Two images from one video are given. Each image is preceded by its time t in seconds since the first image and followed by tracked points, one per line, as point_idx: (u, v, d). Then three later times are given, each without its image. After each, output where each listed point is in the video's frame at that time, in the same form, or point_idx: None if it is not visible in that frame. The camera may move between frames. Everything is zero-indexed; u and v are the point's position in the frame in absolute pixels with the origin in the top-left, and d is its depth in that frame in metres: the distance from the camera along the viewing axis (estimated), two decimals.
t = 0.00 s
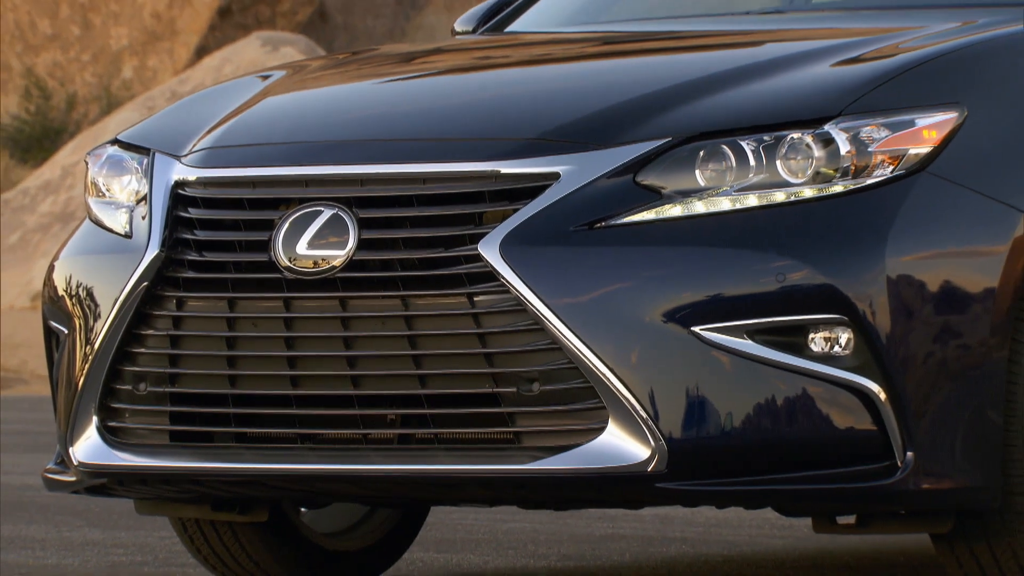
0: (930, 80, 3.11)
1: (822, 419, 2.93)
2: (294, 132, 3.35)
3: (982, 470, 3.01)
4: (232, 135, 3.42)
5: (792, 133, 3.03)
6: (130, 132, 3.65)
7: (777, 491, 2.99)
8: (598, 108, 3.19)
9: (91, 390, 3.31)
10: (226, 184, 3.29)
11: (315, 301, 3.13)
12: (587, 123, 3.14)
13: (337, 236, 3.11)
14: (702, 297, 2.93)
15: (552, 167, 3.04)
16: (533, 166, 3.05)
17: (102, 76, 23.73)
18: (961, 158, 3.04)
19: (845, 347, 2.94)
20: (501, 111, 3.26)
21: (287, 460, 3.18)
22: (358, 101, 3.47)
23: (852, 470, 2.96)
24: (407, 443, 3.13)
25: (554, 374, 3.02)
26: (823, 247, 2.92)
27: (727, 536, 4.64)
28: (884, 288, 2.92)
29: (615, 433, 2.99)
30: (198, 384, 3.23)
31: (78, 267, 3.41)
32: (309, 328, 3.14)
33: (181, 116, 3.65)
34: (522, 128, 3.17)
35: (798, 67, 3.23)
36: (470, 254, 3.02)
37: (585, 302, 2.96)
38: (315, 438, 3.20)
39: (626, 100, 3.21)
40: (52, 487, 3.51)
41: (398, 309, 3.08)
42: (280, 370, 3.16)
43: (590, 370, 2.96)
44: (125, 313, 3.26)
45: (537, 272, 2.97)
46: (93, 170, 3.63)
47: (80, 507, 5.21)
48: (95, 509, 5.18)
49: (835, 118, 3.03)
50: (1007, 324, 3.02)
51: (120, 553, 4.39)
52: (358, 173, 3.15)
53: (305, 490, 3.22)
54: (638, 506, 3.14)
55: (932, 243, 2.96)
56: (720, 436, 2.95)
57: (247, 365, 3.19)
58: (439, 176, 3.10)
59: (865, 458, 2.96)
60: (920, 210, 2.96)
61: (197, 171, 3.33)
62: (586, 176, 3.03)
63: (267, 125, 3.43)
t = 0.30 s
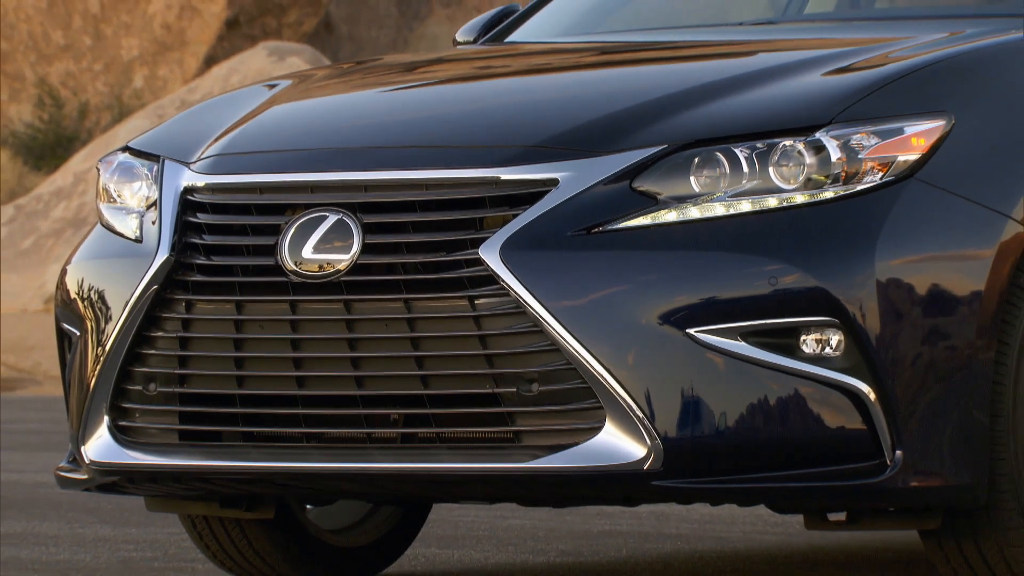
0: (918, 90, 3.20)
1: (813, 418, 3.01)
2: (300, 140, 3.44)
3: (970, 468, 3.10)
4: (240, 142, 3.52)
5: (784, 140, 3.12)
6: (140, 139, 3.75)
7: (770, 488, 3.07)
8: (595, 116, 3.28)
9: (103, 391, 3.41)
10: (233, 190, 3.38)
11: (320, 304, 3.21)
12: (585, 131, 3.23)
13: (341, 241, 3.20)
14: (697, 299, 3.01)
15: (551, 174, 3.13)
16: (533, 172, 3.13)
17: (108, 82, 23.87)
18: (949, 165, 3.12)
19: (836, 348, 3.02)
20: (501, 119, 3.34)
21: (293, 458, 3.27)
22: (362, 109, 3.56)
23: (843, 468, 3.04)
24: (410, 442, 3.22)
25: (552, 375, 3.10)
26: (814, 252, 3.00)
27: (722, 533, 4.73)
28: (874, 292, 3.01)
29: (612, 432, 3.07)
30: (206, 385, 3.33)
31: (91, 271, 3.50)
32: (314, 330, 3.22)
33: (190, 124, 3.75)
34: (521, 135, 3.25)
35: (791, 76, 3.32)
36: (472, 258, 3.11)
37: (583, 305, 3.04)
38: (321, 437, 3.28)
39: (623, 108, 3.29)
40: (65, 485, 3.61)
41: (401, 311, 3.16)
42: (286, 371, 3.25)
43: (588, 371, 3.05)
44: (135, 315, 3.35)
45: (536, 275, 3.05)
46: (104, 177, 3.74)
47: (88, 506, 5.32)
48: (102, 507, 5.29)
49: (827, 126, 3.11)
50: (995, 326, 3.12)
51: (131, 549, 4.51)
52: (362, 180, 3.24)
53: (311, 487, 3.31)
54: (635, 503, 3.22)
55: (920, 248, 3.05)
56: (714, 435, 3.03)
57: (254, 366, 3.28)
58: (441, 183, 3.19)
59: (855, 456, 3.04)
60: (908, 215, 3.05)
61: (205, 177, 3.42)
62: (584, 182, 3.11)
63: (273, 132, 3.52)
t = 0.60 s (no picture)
0: (907, 97, 3.29)
1: (805, 416, 3.10)
2: (305, 145, 3.53)
3: (957, 464, 3.19)
4: (248, 147, 3.62)
5: (777, 146, 3.20)
6: (151, 144, 3.85)
7: (764, 484, 3.15)
8: (594, 122, 3.37)
9: (114, 389, 3.51)
10: (240, 194, 3.47)
11: (325, 304, 3.31)
12: (583, 136, 3.31)
13: (346, 243, 3.28)
14: (692, 300, 3.09)
15: (551, 178, 3.21)
16: (533, 177, 3.22)
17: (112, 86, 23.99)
18: (937, 170, 3.21)
19: (827, 348, 3.11)
20: (502, 124, 3.43)
21: (299, 454, 3.37)
22: (366, 115, 3.64)
23: (834, 464, 3.13)
24: (413, 439, 3.31)
25: (551, 374, 3.18)
26: (806, 253, 3.08)
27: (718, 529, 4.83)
28: (864, 293, 3.09)
29: (610, 430, 3.16)
30: (215, 383, 3.42)
31: (102, 272, 3.60)
32: (320, 330, 3.31)
33: (199, 129, 3.84)
34: (521, 140, 3.34)
35: (783, 83, 3.41)
36: (473, 259, 3.19)
37: (581, 305, 3.12)
38: (326, 434, 3.37)
39: (620, 114, 3.38)
40: (78, 481, 3.72)
41: (404, 312, 3.25)
42: (292, 369, 3.35)
43: (585, 369, 3.13)
44: (146, 316, 3.45)
45: (535, 276, 3.14)
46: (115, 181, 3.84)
47: (99, 501, 5.42)
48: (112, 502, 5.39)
49: (818, 131, 3.20)
50: (980, 325, 3.22)
51: (141, 543, 4.62)
52: (366, 183, 3.33)
53: (316, 482, 3.41)
54: (632, 498, 3.31)
55: (909, 250, 3.13)
56: (709, 432, 3.12)
57: (261, 365, 3.37)
58: (444, 186, 3.27)
59: (846, 453, 3.13)
60: (897, 219, 3.14)
61: (214, 181, 3.52)
62: (582, 186, 3.19)
63: (280, 138, 3.61)
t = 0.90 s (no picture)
0: (906, 98, 3.31)
1: (804, 415, 3.11)
2: (307, 145, 3.55)
3: (955, 463, 3.20)
4: (249, 147, 3.63)
5: (776, 146, 3.21)
6: (152, 145, 3.87)
7: (763, 484, 3.17)
8: (593, 123, 3.38)
9: (116, 389, 3.53)
10: (242, 195, 3.49)
11: (326, 305, 3.32)
12: (583, 137, 3.33)
13: (347, 243, 3.30)
14: (691, 300, 3.11)
15: (551, 178, 3.22)
16: (532, 177, 3.23)
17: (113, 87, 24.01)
18: (935, 171, 3.23)
19: (826, 348, 3.12)
20: (502, 125, 3.44)
21: (300, 454, 3.39)
22: (367, 116, 3.66)
23: (833, 463, 3.14)
24: (413, 438, 3.32)
25: (551, 374, 3.20)
26: (805, 254, 3.10)
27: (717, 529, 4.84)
28: (863, 293, 3.11)
29: (610, 429, 3.17)
30: (216, 383, 3.44)
31: (104, 272, 3.62)
32: (321, 330, 3.33)
33: (200, 130, 3.86)
34: (521, 141, 3.36)
35: (783, 84, 3.42)
36: (473, 260, 3.20)
37: (580, 305, 3.14)
38: (328, 434, 3.38)
39: (620, 115, 3.40)
40: (81, 480, 3.74)
41: (404, 312, 3.26)
42: (293, 369, 3.36)
43: (585, 369, 3.14)
44: (148, 316, 3.47)
45: (535, 276, 3.15)
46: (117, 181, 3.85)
47: (101, 501, 5.44)
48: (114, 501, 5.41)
49: (817, 132, 3.21)
50: (979, 324, 3.23)
51: (144, 541, 4.63)
52: (367, 184, 3.35)
53: (317, 481, 3.43)
54: (632, 497, 3.32)
55: (908, 251, 3.15)
56: (708, 431, 3.13)
57: (262, 365, 3.39)
58: (444, 187, 3.28)
59: (845, 452, 3.14)
60: (896, 219, 3.15)
61: (216, 182, 3.54)
62: (582, 186, 3.21)
63: (282, 138, 3.63)
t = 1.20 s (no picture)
0: (906, 98, 3.31)
1: (805, 415, 3.11)
2: (307, 145, 3.55)
3: (955, 463, 3.20)
4: (249, 147, 3.63)
5: (776, 146, 3.21)
6: (153, 145, 3.87)
7: (763, 484, 3.17)
8: (593, 123, 3.38)
9: (116, 388, 3.53)
10: (242, 195, 3.49)
11: (326, 305, 3.32)
12: (583, 137, 3.33)
13: (347, 243, 3.30)
14: (692, 300, 3.11)
15: (551, 178, 3.22)
16: (533, 177, 3.23)
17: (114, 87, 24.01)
18: (935, 171, 3.23)
19: (826, 348, 3.12)
20: (502, 125, 3.45)
21: (300, 454, 3.39)
22: (367, 116, 3.66)
23: (833, 463, 3.14)
24: (413, 438, 3.32)
25: (551, 373, 3.20)
26: (805, 253, 3.10)
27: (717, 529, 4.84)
28: (863, 292, 3.11)
29: (610, 429, 3.17)
30: (217, 382, 3.44)
31: (105, 272, 3.62)
32: (321, 330, 3.33)
33: (201, 129, 3.86)
34: (521, 141, 3.36)
35: (783, 84, 3.42)
36: (473, 260, 3.20)
37: (581, 305, 3.14)
38: (329, 434, 3.38)
39: (620, 115, 3.40)
40: (82, 480, 3.74)
41: (405, 312, 3.26)
42: (293, 369, 3.36)
43: (585, 369, 3.14)
44: (148, 316, 3.47)
45: (535, 276, 3.15)
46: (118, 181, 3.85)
47: (101, 501, 5.44)
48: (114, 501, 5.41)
49: (817, 132, 3.21)
50: (979, 325, 3.23)
51: (144, 541, 4.64)
52: (367, 184, 3.35)
53: (318, 481, 3.43)
54: (632, 497, 3.33)
55: (908, 251, 3.15)
56: (709, 431, 3.13)
57: (262, 364, 3.39)
58: (444, 187, 3.28)
59: (846, 452, 3.14)
60: (896, 219, 3.15)
61: (216, 182, 3.54)
62: (582, 186, 3.21)
63: (282, 138, 3.63)
